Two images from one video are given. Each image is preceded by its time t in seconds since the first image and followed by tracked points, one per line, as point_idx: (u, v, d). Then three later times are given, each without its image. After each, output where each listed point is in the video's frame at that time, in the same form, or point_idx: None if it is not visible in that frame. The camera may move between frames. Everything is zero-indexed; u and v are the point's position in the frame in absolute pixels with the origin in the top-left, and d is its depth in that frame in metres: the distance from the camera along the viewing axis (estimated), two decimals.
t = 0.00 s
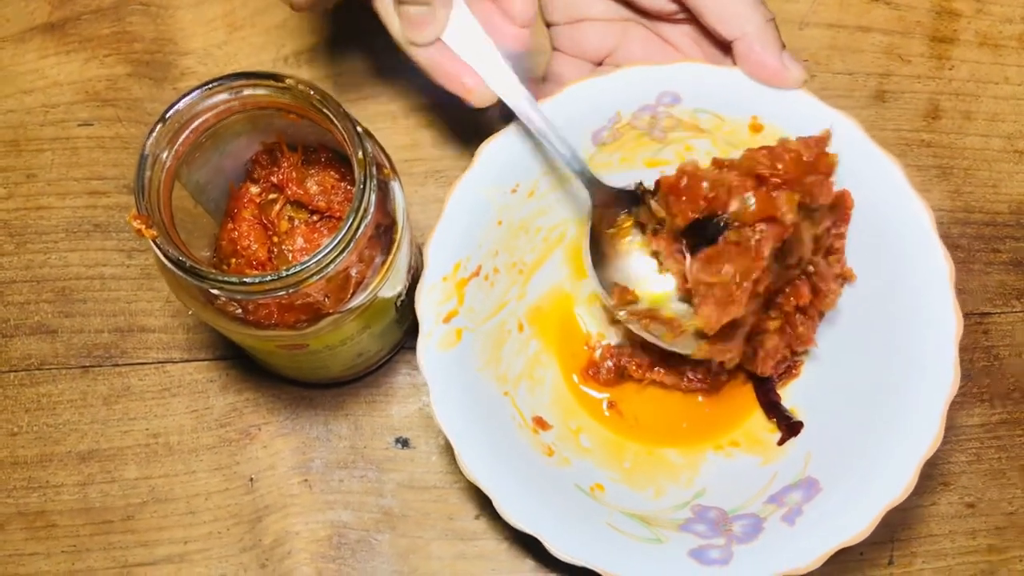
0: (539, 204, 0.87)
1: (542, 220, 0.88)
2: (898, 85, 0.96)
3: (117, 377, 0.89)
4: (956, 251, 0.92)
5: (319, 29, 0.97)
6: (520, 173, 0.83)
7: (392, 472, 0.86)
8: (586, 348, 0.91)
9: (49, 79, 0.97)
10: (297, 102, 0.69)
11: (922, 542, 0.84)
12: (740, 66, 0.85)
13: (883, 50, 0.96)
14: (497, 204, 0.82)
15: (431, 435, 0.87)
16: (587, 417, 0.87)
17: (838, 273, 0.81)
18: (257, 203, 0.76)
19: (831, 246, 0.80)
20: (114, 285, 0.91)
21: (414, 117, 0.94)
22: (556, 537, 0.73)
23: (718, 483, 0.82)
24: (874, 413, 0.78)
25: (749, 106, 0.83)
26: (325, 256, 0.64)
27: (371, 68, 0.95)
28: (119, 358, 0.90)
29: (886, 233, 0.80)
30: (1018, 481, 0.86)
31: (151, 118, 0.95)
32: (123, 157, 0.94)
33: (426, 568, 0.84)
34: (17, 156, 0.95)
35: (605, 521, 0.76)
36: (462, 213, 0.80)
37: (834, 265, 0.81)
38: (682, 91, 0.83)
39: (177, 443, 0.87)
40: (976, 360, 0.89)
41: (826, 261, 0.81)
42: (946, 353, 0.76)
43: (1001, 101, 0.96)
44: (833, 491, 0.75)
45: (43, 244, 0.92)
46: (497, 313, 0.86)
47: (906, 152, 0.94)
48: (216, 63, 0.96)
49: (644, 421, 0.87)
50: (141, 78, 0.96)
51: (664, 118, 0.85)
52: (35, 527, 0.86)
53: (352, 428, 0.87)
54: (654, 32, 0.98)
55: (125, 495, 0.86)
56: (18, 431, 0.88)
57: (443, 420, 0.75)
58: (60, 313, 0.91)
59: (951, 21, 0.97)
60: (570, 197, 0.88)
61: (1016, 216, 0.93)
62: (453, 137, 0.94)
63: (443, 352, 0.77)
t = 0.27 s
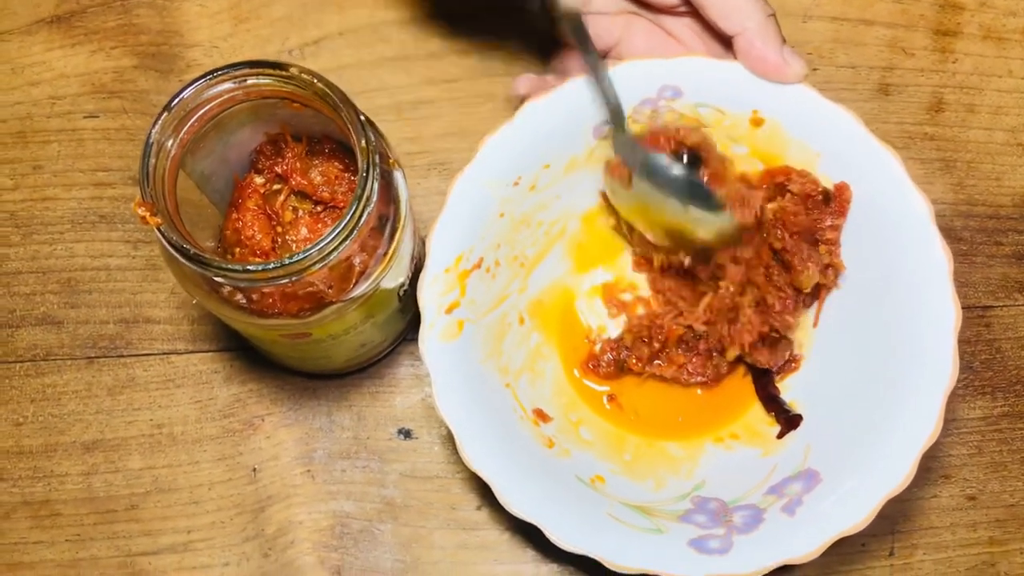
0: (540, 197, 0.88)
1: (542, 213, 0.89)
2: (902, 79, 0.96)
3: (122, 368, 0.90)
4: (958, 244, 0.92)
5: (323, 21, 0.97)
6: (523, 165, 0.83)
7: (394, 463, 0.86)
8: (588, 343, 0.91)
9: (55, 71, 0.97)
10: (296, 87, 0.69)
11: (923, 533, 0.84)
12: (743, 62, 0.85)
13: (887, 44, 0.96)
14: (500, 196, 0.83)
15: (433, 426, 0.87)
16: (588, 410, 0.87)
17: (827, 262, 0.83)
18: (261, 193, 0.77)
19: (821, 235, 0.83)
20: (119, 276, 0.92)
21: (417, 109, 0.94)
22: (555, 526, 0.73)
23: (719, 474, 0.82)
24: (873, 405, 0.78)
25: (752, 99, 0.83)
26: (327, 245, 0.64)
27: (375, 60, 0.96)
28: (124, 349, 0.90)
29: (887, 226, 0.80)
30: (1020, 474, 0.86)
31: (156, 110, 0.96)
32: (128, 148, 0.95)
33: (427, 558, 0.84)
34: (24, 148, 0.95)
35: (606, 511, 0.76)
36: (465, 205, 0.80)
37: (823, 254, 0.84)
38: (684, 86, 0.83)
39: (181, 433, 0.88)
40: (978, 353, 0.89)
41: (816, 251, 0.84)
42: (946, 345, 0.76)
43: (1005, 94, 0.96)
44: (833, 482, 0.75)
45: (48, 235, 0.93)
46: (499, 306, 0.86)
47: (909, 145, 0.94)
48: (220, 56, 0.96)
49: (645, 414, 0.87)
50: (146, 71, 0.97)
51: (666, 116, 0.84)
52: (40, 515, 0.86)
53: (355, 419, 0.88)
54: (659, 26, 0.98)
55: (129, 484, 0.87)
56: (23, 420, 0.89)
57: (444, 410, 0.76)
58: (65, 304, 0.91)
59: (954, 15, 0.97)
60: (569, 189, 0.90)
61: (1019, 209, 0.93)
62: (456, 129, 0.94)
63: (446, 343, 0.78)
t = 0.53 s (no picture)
0: (539, 182, 0.88)
1: (541, 199, 0.89)
2: (905, 64, 0.95)
3: (123, 352, 0.90)
4: (961, 230, 0.91)
5: (324, 7, 0.97)
6: (522, 149, 0.83)
7: (394, 447, 0.86)
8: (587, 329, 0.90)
9: (57, 56, 0.97)
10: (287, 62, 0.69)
11: (923, 519, 0.84)
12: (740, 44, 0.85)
13: (890, 29, 0.96)
14: (499, 180, 0.83)
15: (433, 410, 0.87)
16: (587, 396, 0.87)
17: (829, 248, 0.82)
18: (261, 175, 0.77)
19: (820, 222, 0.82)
20: (120, 261, 0.92)
21: (418, 94, 0.94)
22: (554, 510, 0.73)
23: (718, 461, 0.82)
24: (872, 390, 0.77)
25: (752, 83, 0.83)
26: (324, 222, 0.64)
27: (377, 46, 0.95)
28: (124, 333, 0.90)
29: (888, 211, 0.80)
30: (1021, 460, 0.85)
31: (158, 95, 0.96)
32: (129, 133, 0.95)
33: (427, 542, 0.84)
34: (25, 132, 0.95)
35: (604, 496, 0.75)
36: (464, 188, 0.80)
37: (824, 242, 0.82)
38: (684, 69, 0.83)
39: (181, 417, 0.88)
40: (980, 339, 0.88)
41: (817, 237, 0.83)
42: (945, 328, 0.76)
43: (1008, 80, 0.95)
44: (834, 467, 0.75)
45: (50, 219, 0.93)
46: (498, 291, 0.86)
47: (912, 131, 0.94)
48: (222, 41, 0.96)
49: (644, 400, 0.87)
50: (147, 56, 0.97)
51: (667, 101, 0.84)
52: (41, 499, 0.86)
53: (355, 403, 0.88)
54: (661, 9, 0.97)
55: (129, 467, 0.87)
56: (24, 403, 0.89)
57: (442, 393, 0.76)
58: (66, 287, 0.91)
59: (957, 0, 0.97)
60: (568, 175, 0.90)
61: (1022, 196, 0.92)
62: (457, 114, 0.94)
63: (445, 326, 0.78)
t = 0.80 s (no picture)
0: (527, 184, 0.87)
1: (528, 201, 0.88)
2: (895, 66, 0.95)
3: (104, 352, 0.89)
4: (950, 233, 0.91)
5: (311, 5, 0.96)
6: (508, 151, 0.82)
7: (378, 449, 0.85)
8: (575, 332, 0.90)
9: (40, 52, 0.96)
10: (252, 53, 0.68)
11: (911, 524, 0.83)
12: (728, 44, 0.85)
13: (880, 30, 0.95)
14: (484, 182, 0.82)
15: (417, 412, 0.86)
16: (571, 400, 0.86)
17: (827, 268, 0.81)
18: (243, 174, 0.76)
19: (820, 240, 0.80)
20: (102, 260, 0.91)
21: (405, 93, 0.93)
22: (536, 517, 0.72)
23: (703, 467, 0.81)
24: (859, 396, 0.77)
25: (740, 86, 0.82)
26: (303, 223, 0.63)
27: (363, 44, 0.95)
28: (106, 332, 0.89)
29: (878, 216, 0.79)
30: (1010, 465, 0.85)
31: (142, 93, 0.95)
32: (113, 131, 0.94)
33: (411, 545, 0.83)
34: (7, 129, 0.94)
35: (588, 502, 0.75)
36: (449, 189, 0.79)
37: (822, 260, 0.81)
38: (671, 71, 0.82)
39: (163, 418, 0.87)
40: (969, 343, 0.88)
41: (817, 258, 0.81)
42: (934, 334, 0.75)
43: (999, 82, 0.95)
44: (820, 474, 0.74)
45: (31, 217, 0.92)
46: (483, 294, 0.85)
47: (902, 133, 0.93)
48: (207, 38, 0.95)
49: (630, 404, 0.86)
50: (132, 53, 0.96)
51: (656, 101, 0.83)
52: (20, 500, 0.86)
53: (339, 405, 0.87)
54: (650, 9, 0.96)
55: (110, 469, 0.86)
56: (5, 403, 0.88)
57: (425, 398, 0.75)
58: (47, 286, 0.90)
59: (948, 2, 0.96)
60: (556, 177, 0.89)
61: (1012, 199, 0.92)
62: (444, 113, 0.93)
63: (428, 330, 0.77)
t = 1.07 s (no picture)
0: (527, 198, 0.87)
1: (529, 215, 0.88)
2: (894, 82, 0.95)
3: (104, 361, 0.89)
4: (949, 249, 0.91)
5: (313, 16, 0.96)
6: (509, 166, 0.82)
7: (377, 461, 0.86)
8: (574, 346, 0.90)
9: (42, 60, 0.96)
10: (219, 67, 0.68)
11: (908, 540, 0.84)
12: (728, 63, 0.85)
13: (880, 47, 0.96)
14: (486, 197, 0.82)
15: (417, 423, 0.87)
16: (571, 414, 0.86)
17: (823, 281, 0.82)
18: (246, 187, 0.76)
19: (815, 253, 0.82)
20: (103, 268, 0.91)
21: (407, 104, 0.94)
22: (537, 532, 0.73)
23: (703, 482, 0.81)
24: (858, 414, 0.77)
25: (741, 104, 0.83)
26: (307, 238, 0.64)
27: (365, 55, 0.95)
28: (106, 341, 0.89)
29: (877, 234, 0.80)
30: (1006, 481, 0.85)
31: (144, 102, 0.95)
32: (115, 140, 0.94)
33: (409, 557, 0.83)
34: (8, 136, 0.94)
35: (588, 518, 0.75)
36: (452, 204, 0.80)
37: (818, 275, 0.82)
38: (672, 88, 0.83)
39: (162, 428, 0.87)
40: (967, 359, 0.88)
41: (812, 271, 0.83)
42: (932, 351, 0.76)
43: (997, 100, 0.95)
44: (819, 491, 0.75)
45: (32, 225, 0.92)
46: (484, 309, 0.85)
47: (901, 149, 0.94)
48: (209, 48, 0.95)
49: (629, 419, 0.86)
50: (135, 62, 0.96)
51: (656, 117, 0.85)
52: (18, 509, 0.85)
53: (338, 416, 0.87)
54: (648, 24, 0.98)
55: (109, 478, 0.86)
56: (3, 412, 0.88)
57: (425, 412, 0.75)
58: (47, 295, 0.90)
59: (947, 19, 0.97)
60: (557, 191, 0.89)
61: (1010, 216, 0.92)
62: (446, 125, 0.93)
63: (429, 345, 0.77)
